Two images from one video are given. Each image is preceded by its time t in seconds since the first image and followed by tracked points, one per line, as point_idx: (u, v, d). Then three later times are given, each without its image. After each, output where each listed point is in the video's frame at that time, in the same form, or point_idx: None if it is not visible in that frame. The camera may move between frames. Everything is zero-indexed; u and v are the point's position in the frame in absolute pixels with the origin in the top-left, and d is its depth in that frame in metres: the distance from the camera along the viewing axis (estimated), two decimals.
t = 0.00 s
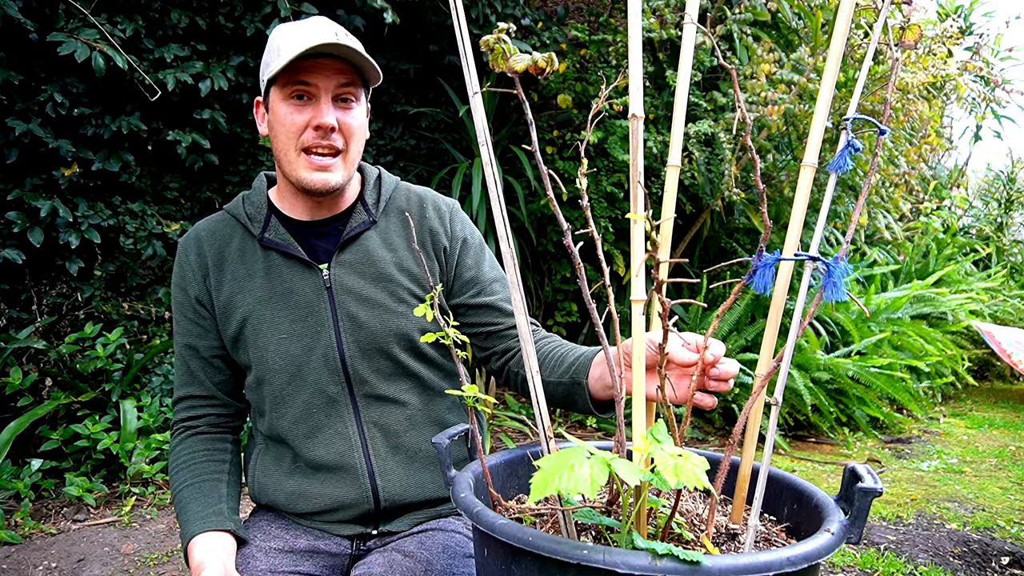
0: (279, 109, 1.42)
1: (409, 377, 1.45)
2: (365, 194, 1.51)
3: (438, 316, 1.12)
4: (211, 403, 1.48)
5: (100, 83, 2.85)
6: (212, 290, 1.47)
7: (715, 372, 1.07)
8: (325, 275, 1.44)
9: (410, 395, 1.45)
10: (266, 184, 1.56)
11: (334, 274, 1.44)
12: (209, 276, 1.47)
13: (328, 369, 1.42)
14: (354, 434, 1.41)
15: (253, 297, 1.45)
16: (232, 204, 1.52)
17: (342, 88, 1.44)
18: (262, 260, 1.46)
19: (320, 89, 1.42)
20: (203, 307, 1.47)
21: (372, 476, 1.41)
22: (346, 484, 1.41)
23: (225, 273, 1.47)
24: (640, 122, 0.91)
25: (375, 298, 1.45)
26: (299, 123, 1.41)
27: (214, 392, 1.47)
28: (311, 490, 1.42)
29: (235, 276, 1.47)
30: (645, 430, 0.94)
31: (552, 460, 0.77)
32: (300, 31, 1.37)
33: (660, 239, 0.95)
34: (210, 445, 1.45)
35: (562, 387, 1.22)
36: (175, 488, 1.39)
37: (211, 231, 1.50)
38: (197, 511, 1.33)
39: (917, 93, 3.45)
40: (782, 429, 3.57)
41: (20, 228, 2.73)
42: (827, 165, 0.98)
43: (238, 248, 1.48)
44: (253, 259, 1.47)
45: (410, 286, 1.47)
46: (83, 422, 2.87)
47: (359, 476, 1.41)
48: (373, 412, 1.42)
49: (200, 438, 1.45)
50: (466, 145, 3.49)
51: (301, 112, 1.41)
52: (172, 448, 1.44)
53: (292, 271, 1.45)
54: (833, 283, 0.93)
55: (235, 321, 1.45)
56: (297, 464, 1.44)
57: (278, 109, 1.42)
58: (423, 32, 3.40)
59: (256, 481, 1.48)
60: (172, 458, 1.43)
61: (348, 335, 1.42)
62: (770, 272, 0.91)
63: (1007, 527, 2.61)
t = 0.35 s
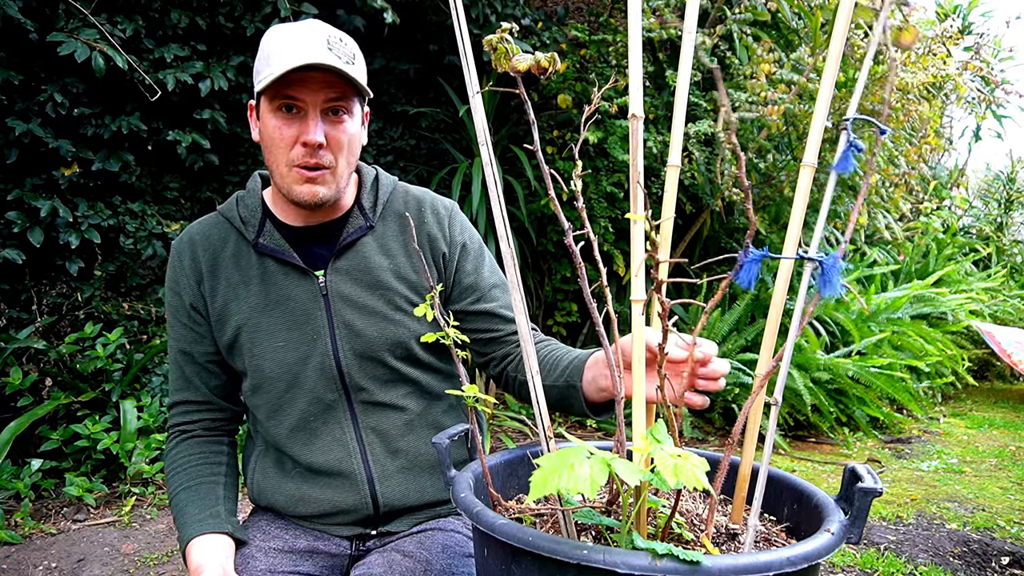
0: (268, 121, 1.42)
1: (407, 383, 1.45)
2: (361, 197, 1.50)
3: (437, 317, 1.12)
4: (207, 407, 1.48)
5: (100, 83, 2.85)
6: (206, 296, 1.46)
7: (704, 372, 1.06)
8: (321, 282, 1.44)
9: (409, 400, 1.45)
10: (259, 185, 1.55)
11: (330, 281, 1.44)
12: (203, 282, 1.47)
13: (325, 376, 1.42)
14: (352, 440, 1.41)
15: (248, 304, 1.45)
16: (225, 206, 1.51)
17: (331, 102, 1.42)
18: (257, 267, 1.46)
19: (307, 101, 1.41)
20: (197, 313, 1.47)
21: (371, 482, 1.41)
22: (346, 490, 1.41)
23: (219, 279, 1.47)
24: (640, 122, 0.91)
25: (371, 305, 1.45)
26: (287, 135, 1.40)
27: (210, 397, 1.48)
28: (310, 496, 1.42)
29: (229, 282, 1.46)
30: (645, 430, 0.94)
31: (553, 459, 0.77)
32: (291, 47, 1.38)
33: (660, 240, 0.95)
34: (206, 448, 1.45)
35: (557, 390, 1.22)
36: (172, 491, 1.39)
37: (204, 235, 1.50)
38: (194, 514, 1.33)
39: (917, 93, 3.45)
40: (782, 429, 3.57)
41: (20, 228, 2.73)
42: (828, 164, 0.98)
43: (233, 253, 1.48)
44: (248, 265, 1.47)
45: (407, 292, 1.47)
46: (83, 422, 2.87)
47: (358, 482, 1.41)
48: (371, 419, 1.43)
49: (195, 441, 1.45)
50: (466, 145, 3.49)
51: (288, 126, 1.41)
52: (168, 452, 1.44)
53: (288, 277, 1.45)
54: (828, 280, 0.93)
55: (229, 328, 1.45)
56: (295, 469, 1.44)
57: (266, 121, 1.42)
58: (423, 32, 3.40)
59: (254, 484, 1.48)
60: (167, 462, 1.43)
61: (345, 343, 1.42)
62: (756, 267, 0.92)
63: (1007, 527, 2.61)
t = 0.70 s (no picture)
0: (262, 120, 1.42)
1: (406, 387, 1.45)
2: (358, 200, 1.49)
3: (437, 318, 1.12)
4: (204, 410, 1.47)
5: (100, 83, 2.85)
6: (202, 300, 1.46)
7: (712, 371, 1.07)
8: (319, 287, 1.43)
9: (407, 405, 1.45)
10: (256, 186, 1.56)
11: (328, 286, 1.44)
12: (199, 286, 1.46)
13: (323, 381, 1.42)
14: (351, 445, 1.41)
15: (244, 309, 1.45)
16: (221, 208, 1.51)
17: (325, 102, 1.42)
18: (254, 270, 1.46)
19: (301, 101, 1.41)
20: (193, 317, 1.46)
21: (370, 487, 1.41)
22: (345, 495, 1.41)
23: (215, 283, 1.46)
24: (640, 122, 0.91)
25: (370, 310, 1.44)
26: (281, 136, 1.41)
27: (207, 401, 1.47)
28: (310, 500, 1.42)
29: (226, 286, 1.46)
30: (645, 430, 0.94)
31: (553, 459, 0.77)
32: (284, 46, 1.38)
33: (660, 239, 0.95)
34: (204, 450, 1.45)
35: (566, 390, 1.22)
36: (170, 494, 1.39)
37: (200, 238, 1.49)
38: (193, 516, 1.33)
39: (916, 93, 3.45)
40: (782, 429, 3.57)
41: (20, 228, 2.73)
42: (828, 164, 0.98)
43: (229, 256, 1.47)
44: (245, 268, 1.46)
45: (405, 296, 1.47)
46: (83, 422, 2.87)
47: (357, 487, 1.41)
48: (370, 423, 1.43)
49: (193, 443, 1.44)
50: (466, 146, 3.49)
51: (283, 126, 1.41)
52: (165, 455, 1.44)
53: (285, 280, 1.45)
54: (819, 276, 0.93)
55: (226, 333, 1.45)
56: (294, 473, 1.45)
57: (261, 122, 1.43)
58: (423, 32, 3.40)
59: (253, 487, 1.48)
60: (165, 465, 1.43)
61: (343, 349, 1.42)
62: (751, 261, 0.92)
63: (1007, 527, 2.61)
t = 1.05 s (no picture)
0: (278, 125, 1.39)
1: (408, 388, 1.45)
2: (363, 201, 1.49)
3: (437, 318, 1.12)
4: (206, 408, 1.48)
5: (100, 83, 2.85)
6: (206, 299, 1.46)
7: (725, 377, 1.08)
8: (322, 287, 1.43)
9: (410, 405, 1.45)
10: (261, 185, 1.55)
11: (331, 286, 1.44)
12: (203, 284, 1.46)
13: (325, 381, 1.42)
14: (353, 445, 1.41)
15: (248, 308, 1.45)
16: (225, 205, 1.50)
17: (345, 109, 1.41)
18: (258, 270, 1.46)
19: (321, 110, 1.38)
20: (197, 315, 1.46)
21: (372, 486, 1.41)
22: (347, 495, 1.41)
23: (219, 282, 1.46)
24: (640, 122, 0.91)
25: (374, 311, 1.44)
26: (299, 143, 1.39)
27: (210, 399, 1.48)
28: (312, 499, 1.42)
29: (229, 286, 1.46)
30: (645, 430, 0.94)
31: (553, 460, 0.77)
32: (312, 55, 1.35)
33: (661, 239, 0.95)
34: (206, 449, 1.45)
35: (575, 391, 1.22)
36: (171, 493, 1.39)
37: (204, 236, 1.49)
38: (194, 515, 1.33)
39: (917, 93, 3.45)
40: (782, 429, 3.57)
41: (20, 228, 2.73)
42: (828, 163, 0.98)
43: (233, 255, 1.47)
44: (248, 268, 1.46)
45: (409, 297, 1.47)
46: (83, 422, 2.87)
47: (359, 487, 1.41)
48: (372, 423, 1.43)
49: (195, 442, 1.44)
50: (466, 145, 3.49)
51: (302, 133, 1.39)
52: (168, 454, 1.44)
53: (288, 280, 1.45)
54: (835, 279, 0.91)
55: (229, 332, 1.45)
56: (296, 472, 1.45)
57: (278, 125, 1.40)
58: (423, 32, 3.40)
59: (255, 486, 1.48)
60: (167, 464, 1.43)
61: (346, 349, 1.42)
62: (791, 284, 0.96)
63: (1007, 527, 2.61)
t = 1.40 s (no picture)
0: (312, 122, 1.38)
1: (412, 381, 1.45)
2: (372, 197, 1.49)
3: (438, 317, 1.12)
4: (214, 402, 1.47)
5: (100, 84, 2.85)
6: (217, 291, 1.46)
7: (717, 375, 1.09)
8: (331, 280, 1.44)
9: (413, 398, 1.45)
10: (273, 184, 1.55)
11: (339, 279, 1.44)
12: (215, 276, 1.47)
13: (331, 373, 1.42)
14: (356, 437, 1.42)
15: (259, 300, 1.45)
16: (238, 202, 1.51)
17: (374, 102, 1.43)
18: (269, 263, 1.46)
19: (356, 103, 1.39)
20: (208, 307, 1.46)
21: (373, 478, 1.41)
22: (347, 486, 1.41)
23: (231, 274, 1.47)
24: (640, 122, 0.91)
25: (379, 304, 1.44)
26: (337, 138, 1.38)
27: (217, 392, 1.47)
28: (313, 490, 1.42)
29: (240, 278, 1.46)
30: (645, 430, 0.94)
31: (552, 460, 0.77)
32: (344, 51, 1.38)
33: (660, 240, 0.95)
34: (212, 444, 1.45)
35: (572, 389, 1.22)
36: (176, 487, 1.39)
37: (217, 231, 1.49)
38: (198, 510, 1.33)
39: (917, 93, 3.45)
40: (782, 429, 3.57)
41: (20, 228, 2.73)
42: (826, 164, 0.98)
43: (245, 249, 1.47)
44: (259, 261, 1.46)
45: (413, 292, 1.47)
46: (83, 422, 2.87)
47: (360, 478, 1.41)
48: (375, 416, 1.43)
49: (201, 437, 1.44)
50: (466, 145, 3.49)
51: (339, 127, 1.38)
52: (173, 447, 1.44)
53: (298, 274, 1.45)
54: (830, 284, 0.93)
55: (239, 323, 1.45)
56: (299, 464, 1.45)
57: (311, 122, 1.38)
58: (423, 32, 3.40)
59: (257, 477, 1.48)
60: (173, 457, 1.43)
61: (352, 341, 1.42)
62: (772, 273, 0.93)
63: (1007, 527, 2.61)
